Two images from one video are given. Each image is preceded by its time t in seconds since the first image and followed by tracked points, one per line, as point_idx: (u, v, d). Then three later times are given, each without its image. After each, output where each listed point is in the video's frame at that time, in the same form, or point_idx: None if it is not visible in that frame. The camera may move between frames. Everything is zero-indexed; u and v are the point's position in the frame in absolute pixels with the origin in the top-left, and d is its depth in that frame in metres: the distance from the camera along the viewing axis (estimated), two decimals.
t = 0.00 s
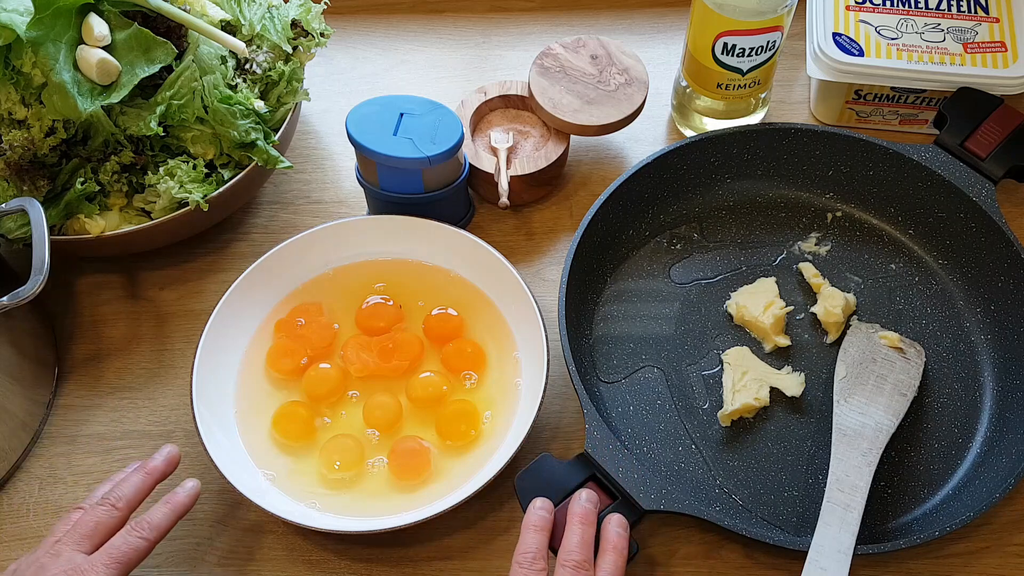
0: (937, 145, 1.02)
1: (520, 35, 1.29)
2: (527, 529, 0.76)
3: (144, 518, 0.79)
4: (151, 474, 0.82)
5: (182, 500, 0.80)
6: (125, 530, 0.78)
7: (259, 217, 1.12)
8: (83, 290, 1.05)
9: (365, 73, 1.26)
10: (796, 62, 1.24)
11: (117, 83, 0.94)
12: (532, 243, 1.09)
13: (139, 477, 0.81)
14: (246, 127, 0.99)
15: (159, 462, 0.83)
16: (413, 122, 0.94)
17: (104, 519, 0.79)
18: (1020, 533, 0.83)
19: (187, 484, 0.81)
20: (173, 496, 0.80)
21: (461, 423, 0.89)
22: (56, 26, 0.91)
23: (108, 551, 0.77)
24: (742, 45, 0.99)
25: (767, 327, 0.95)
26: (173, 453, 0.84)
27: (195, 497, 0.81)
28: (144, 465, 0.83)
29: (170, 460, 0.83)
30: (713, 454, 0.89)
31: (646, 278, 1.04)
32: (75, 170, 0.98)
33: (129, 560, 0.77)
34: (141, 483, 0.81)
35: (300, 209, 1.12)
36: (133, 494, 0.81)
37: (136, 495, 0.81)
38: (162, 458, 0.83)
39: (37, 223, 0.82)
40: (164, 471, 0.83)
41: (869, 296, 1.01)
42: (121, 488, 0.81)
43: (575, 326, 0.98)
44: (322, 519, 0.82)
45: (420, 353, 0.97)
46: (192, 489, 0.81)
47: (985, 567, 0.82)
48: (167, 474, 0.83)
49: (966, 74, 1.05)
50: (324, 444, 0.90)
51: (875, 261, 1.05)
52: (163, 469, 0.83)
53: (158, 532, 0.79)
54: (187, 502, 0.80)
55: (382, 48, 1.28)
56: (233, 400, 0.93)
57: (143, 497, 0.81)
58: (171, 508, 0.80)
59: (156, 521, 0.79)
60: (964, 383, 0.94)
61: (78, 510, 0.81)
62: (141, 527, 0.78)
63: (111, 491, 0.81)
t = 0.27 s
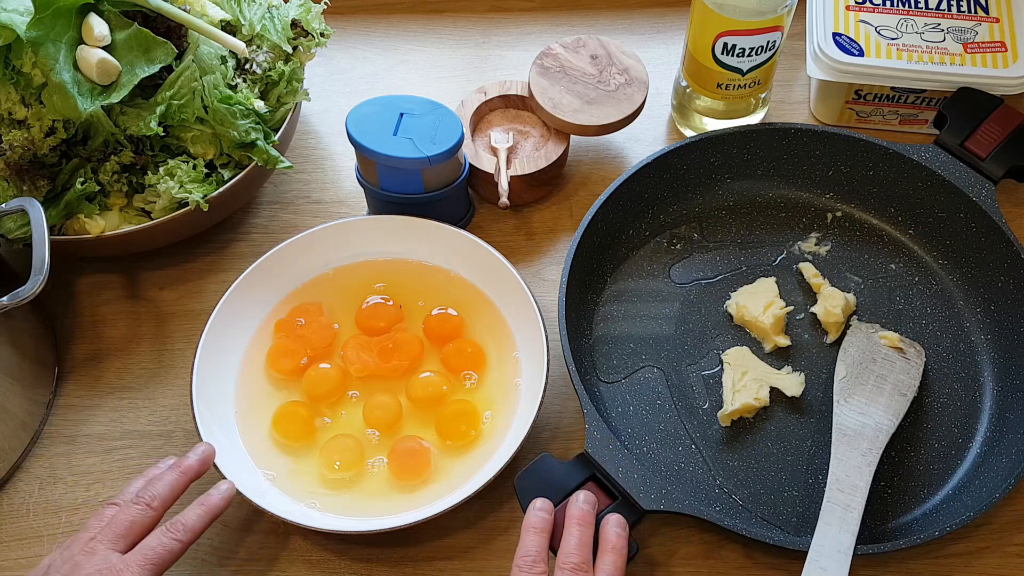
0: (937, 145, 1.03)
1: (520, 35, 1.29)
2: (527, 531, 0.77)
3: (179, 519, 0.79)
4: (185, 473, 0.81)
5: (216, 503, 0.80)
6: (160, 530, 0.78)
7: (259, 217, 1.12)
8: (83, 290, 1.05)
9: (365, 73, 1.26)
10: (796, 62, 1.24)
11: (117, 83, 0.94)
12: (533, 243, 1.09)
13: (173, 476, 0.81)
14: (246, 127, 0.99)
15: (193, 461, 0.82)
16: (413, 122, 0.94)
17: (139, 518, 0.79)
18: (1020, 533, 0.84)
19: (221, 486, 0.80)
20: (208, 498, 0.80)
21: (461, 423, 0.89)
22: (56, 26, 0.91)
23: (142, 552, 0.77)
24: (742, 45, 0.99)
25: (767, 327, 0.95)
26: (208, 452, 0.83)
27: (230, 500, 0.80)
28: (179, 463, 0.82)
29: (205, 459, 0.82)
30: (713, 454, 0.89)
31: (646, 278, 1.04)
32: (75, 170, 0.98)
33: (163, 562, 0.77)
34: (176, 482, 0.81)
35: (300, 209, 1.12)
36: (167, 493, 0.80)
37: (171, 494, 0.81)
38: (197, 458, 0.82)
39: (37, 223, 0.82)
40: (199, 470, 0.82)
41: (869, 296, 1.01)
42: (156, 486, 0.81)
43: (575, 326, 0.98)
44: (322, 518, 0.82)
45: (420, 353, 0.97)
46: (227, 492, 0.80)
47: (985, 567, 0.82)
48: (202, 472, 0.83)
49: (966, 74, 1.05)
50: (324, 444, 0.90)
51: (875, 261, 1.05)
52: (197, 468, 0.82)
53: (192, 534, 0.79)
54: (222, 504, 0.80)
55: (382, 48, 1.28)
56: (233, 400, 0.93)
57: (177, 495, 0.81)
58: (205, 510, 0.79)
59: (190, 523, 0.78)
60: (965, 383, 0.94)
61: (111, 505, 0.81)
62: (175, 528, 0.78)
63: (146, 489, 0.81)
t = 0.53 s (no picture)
0: (937, 145, 1.03)
1: (520, 35, 1.29)
2: (528, 532, 0.77)
3: (189, 523, 0.79)
4: (192, 474, 0.81)
5: (226, 506, 0.79)
6: (171, 534, 0.78)
7: (259, 217, 1.12)
8: (82, 290, 1.05)
9: (365, 73, 1.26)
10: (796, 62, 1.24)
11: (117, 83, 0.94)
12: (532, 243, 1.09)
13: (181, 478, 0.81)
14: (246, 127, 0.99)
15: (200, 462, 0.82)
16: (413, 122, 0.94)
17: (148, 521, 0.79)
18: (1020, 533, 0.83)
19: (232, 489, 0.80)
20: (218, 502, 0.79)
21: (461, 423, 0.89)
22: (56, 26, 0.91)
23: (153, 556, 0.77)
24: (742, 45, 0.99)
25: (767, 327, 0.95)
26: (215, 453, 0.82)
27: (240, 502, 0.80)
28: (186, 464, 0.82)
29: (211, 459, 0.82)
30: (713, 454, 0.89)
31: (646, 278, 1.04)
32: (75, 170, 0.98)
33: (174, 566, 0.77)
34: (183, 484, 0.81)
35: (300, 209, 1.12)
36: (175, 495, 0.80)
37: (179, 496, 0.81)
38: (203, 458, 0.82)
39: (37, 223, 0.82)
40: (205, 472, 0.82)
41: (869, 296, 1.01)
42: (163, 489, 0.81)
43: (575, 326, 0.98)
44: (322, 518, 0.82)
45: (420, 353, 0.97)
46: (237, 495, 0.79)
47: (985, 567, 0.82)
48: (210, 473, 0.82)
49: (966, 74, 1.05)
50: (323, 444, 0.90)
51: (875, 261, 1.05)
52: (205, 469, 0.82)
53: (203, 538, 0.78)
54: (233, 507, 0.79)
55: (382, 48, 1.28)
56: (233, 400, 0.93)
57: (186, 497, 0.81)
58: (215, 514, 0.79)
59: (200, 526, 0.78)
60: (964, 383, 0.94)
61: (120, 508, 0.81)
62: (185, 531, 0.78)
63: (155, 492, 0.81)
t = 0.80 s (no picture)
0: (937, 145, 1.03)
1: (520, 35, 1.29)
2: (528, 533, 0.77)
3: (189, 527, 0.79)
4: (189, 478, 0.81)
5: (226, 509, 0.79)
6: (171, 539, 0.78)
7: (259, 217, 1.12)
8: (82, 290, 1.05)
9: (365, 73, 1.26)
10: (796, 62, 1.24)
11: (117, 83, 0.94)
12: (532, 243, 1.09)
13: (178, 482, 0.81)
14: (246, 127, 0.99)
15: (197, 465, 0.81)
16: (413, 122, 0.94)
17: (147, 527, 0.79)
18: (1020, 533, 0.83)
19: (231, 493, 0.79)
20: (217, 506, 0.79)
21: (461, 423, 0.89)
22: (56, 26, 0.91)
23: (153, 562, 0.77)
24: (742, 45, 0.99)
25: (767, 327, 0.95)
26: (211, 455, 0.82)
27: (240, 505, 0.79)
28: (183, 468, 0.81)
29: (208, 461, 0.82)
30: (713, 454, 0.89)
31: (645, 277, 1.04)
32: (75, 170, 0.98)
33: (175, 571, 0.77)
34: (180, 487, 0.80)
35: (300, 209, 1.12)
36: (173, 500, 0.80)
37: (177, 500, 0.81)
38: (200, 461, 0.81)
39: (37, 223, 0.82)
40: (202, 474, 0.81)
41: (869, 296, 1.01)
42: (161, 494, 0.80)
43: (575, 326, 0.98)
44: (322, 519, 0.82)
45: (420, 353, 0.97)
46: (235, 498, 0.79)
47: (985, 567, 0.82)
48: (207, 475, 0.82)
49: (966, 74, 1.05)
50: (324, 444, 0.90)
51: (875, 261, 1.05)
52: (203, 471, 0.82)
53: (203, 542, 0.78)
54: (232, 510, 0.79)
55: (381, 48, 1.28)
56: (233, 400, 0.93)
57: (183, 500, 0.81)
58: (214, 518, 0.78)
59: (200, 531, 0.78)
60: (965, 383, 0.94)
61: (119, 513, 0.81)
62: (185, 536, 0.78)
63: (153, 497, 0.81)
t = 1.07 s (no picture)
0: (937, 145, 1.03)
1: (520, 35, 1.29)
2: (529, 534, 0.77)
3: (190, 528, 0.79)
4: (190, 478, 0.81)
5: (227, 510, 0.79)
6: (172, 540, 0.78)
7: (259, 217, 1.12)
8: (82, 290, 1.05)
9: (365, 73, 1.26)
10: (796, 62, 1.24)
11: (117, 83, 0.94)
12: (532, 243, 1.09)
13: (179, 483, 0.81)
14: (246, 127, 0.99)
15: (197, 466, 0.81)
16: (413, 122, 0.94)
17: (148, 528, 0.79)
18: (1020, 533, 0.84)
19: (232, 493, 0.80)
20: (218, 506, 0.79)
21: (461, 423, 0.89)
22: (56, 26, 0.91)
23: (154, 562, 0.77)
24: (742, 45, 0.99)
25: (767, 327, 0.96)
26: (212, 456, 0.82)
27: (241, 505, 0.80)
28: (184, 468, 0.82)
29: (209, 462, 0.82)
30: (713, 454, 0.89)
31: (645, 278, 1.04)
32: (75, 170, 0.98)
33: (176, 572, 0.77)
34: (180, 488, 0.81)
35: (300, 209, 1.12)
36: (174, 500, 0.80)
37: (177, 501, 0.81)
38: (200, 461, 0.81)
39: (37, 223, 0.82)
40: (202, 474, 0.81)
41: (869, 296, 1.01)
42: (162, 494, 0.81)
43: (575, 326, 0.98)
44: (322, 519, 0.82)
45: (421, 353, 0.97)
46: (237, 498, 0.79)
47: (985, 567, 0.82)
48: (208, 476, 0.82)
49: (966, 74, 1.05)
50: (324, 444, 0.90)
51: (875, 261, 1.05)
52: (204, 472, 0.82)
53: (204, 542, 0.78)
54: (233, 510, 0.79)
55: (381, 48, 1.28)
56: (233, 400, 0.93)
57: (184, 501, 0.81)
58: (216, 518, 0.79)
59: (201, 531, 0.78)
60: (964, 383, 0.94)
61: (119, 515, 0.81)
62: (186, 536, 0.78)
63: (153, 498, 0.81)
